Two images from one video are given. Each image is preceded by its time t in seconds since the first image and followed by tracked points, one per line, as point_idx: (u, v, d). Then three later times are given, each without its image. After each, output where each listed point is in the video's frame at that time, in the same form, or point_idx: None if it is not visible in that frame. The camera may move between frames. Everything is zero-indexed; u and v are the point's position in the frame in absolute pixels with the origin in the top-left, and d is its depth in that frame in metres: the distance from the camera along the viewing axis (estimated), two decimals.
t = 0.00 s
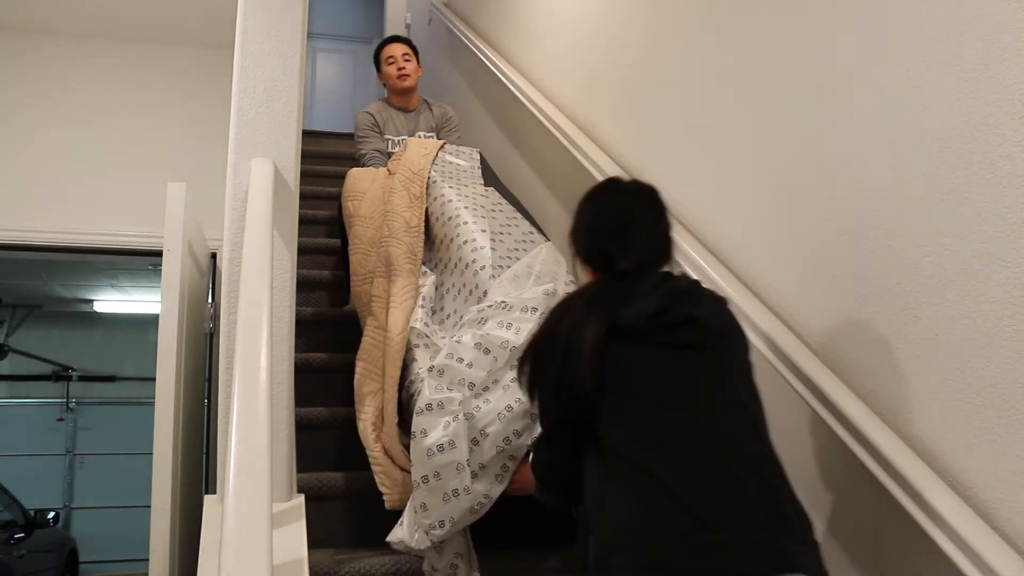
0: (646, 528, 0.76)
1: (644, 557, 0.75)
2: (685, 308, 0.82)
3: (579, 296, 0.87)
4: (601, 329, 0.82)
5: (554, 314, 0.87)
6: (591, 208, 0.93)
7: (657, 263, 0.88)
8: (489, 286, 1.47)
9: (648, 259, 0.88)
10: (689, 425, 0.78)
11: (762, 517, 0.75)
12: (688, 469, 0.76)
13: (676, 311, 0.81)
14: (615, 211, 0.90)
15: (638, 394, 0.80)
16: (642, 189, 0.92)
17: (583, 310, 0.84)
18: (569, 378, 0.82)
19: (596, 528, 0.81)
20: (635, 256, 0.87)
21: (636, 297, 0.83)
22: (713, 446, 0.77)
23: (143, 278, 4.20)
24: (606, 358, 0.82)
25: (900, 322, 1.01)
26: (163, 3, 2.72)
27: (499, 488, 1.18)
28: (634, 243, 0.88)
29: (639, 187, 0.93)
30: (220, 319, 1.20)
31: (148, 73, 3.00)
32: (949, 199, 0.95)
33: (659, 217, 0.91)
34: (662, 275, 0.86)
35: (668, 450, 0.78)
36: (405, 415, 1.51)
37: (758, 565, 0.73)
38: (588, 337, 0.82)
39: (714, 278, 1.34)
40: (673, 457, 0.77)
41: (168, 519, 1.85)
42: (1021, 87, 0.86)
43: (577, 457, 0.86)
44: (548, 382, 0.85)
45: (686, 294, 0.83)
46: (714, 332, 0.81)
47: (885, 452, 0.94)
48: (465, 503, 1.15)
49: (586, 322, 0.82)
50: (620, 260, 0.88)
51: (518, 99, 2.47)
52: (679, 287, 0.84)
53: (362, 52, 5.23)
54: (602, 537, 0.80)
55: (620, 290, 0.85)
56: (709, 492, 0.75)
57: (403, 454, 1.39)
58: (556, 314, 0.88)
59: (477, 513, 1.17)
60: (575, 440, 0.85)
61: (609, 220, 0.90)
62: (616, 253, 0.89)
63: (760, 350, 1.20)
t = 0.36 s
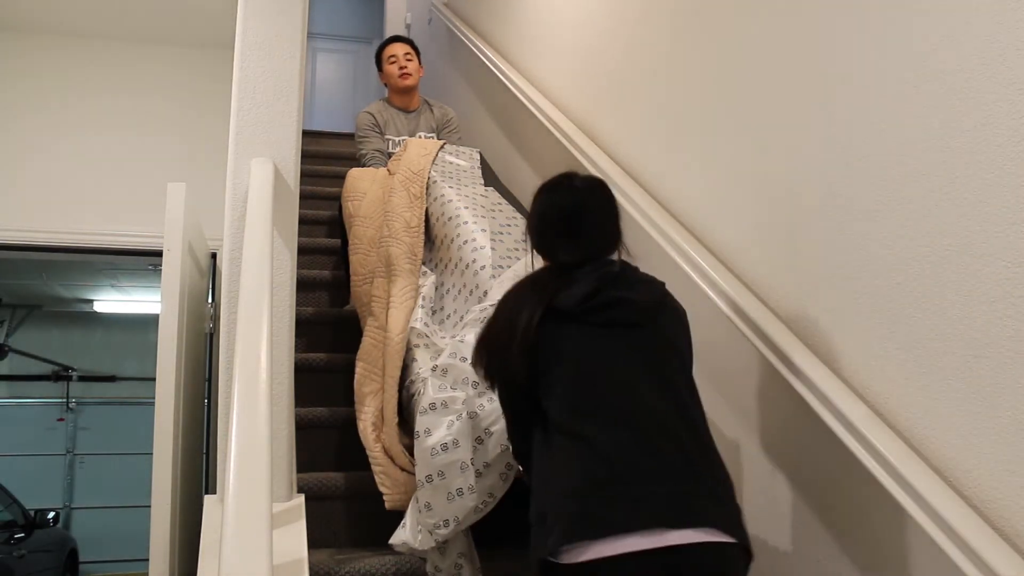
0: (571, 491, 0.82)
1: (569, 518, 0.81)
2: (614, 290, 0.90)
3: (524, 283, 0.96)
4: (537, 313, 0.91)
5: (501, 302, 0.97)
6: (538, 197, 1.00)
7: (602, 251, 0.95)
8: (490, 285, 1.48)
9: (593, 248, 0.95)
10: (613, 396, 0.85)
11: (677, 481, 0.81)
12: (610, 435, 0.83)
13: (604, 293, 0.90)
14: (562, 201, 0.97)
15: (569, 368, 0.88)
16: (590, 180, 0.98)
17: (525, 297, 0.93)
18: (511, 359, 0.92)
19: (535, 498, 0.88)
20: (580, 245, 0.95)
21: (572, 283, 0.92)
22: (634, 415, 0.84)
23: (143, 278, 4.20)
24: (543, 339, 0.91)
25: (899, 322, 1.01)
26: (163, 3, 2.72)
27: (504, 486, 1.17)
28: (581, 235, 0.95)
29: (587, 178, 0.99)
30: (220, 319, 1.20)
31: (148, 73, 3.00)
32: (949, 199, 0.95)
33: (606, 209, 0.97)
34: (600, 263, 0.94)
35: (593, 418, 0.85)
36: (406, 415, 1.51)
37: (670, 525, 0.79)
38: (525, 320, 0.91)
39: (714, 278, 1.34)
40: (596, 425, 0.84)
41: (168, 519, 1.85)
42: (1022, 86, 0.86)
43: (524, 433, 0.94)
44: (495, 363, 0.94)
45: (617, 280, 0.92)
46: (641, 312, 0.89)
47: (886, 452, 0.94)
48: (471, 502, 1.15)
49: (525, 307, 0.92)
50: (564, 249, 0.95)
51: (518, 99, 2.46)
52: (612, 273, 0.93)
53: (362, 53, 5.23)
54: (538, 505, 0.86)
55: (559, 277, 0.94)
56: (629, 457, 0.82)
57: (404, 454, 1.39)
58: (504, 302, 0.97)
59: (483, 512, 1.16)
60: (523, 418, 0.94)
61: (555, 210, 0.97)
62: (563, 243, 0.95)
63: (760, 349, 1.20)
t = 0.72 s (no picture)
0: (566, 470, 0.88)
1: (562, 496, 0.87)
2: (617, 276, 0.96)
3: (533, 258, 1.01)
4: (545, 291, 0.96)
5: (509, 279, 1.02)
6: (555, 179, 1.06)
7: (611, 235, 1.01)
8: (489, 286, 1.48)
9: (603, 231, 1.01)
10: (611, 380, 0.90)
11: (665, 465, 0.87)
12: (605, 417, 0.89)
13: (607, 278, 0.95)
14: (576, 184, 1.03)
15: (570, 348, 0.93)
16: (605, 166, 1.04)
17: (532, 274, 0.98)
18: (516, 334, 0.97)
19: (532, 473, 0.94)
20: (592, 227, 1.00)
21: (578, 265, 0.98)
22: (630, 399, 0.89)
23: (143, 278, 4.20)
24: (547, 318, 0.96)
25: (898, 322, 1.01)
26: (163, 3, 2.72)
27: (505, 485, 1.17)
28: (593, 217, 1.01)
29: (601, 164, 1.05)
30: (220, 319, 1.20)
31: (148, 73, 3.00)
32: (949, 199, 0.95)
33: (619, 194, 1.03)
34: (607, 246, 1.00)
35: (591, 399, 0.90)
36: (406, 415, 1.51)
37: (655, 508, 0.86)
38: (531, 298, 0.96)
39: (714, 278, 1.34)
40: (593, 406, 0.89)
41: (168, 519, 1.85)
42: (1022, 86, 0.86)
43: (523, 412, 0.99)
44: (499, 339, 0.99)
45: (621, 265, 0.97)
46: (642, 300, 0.94)
47: (886, 452, 0.94)
48: (472, 502, 1.15)
49: (533, 284, 0.97)
50: (575, 229, 1.01)
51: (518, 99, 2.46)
52: (616, 259, 0.98)
53: (363, 52, 5.22)
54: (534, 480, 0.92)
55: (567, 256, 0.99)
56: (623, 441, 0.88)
57: (404, 455, 1.39)
58: (511, 278, 1.02)
59: (484, 511, 1.16)
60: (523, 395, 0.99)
61: (572, 191, 1.02)
62: (575, 223, 1.01)
63: (760, 349, 1.20)
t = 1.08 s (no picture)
0: (575, 445, 0.90)
1: (571, 469, 0.89)
2: (623, 258, 0.99)
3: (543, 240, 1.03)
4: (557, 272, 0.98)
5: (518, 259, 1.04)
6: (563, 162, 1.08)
7: (617, 219, 1.04)
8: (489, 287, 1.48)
9: (610, 215, 1.03)
10: (619, 358, 0.93)
11: (669, 440, 0.91)
12: (615, 395, 0.92)
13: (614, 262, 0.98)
14: (586, 167, 1.05)
15: (580, 329, 0.96)
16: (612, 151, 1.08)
17: (543, 257, 1.00)
18: (529, 314, 0.99)
19: (537, 451, 0.96)
20: (600, 210, 1.03)
21: (586, 247, 1.00)
22: (638, 376, 0.92)
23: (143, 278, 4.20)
24: (559, 298, 0.98)
25: (898, 322, 1.01)
26: (163, 3, 2.71)
27: (505, 482, 1.18)
28: (601, 201, 1.03)
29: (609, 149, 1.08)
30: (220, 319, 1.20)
31: (148, 73, 3.00)
32: (949, 200, 0.95)
33: (624, 179, 1.06)
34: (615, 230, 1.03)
35: (601, 375, 0.93)
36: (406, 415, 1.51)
37: (661, 483, 0.89)
38: (544, 279, 0.98)
39: (714, 277, 1.34)
40: (600, 383, 0.92)
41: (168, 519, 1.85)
42: (1021, 87, 0.86)
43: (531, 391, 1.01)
44: (511, 319, 1.01)
45: (626, 248, 1.01)
46: (646, 282, 0.98)
47: (885, 452, 0.94)
48: (474, 501, 1.15)
49: (545, 264, 0.99)
50: (583, 212, 1.03)
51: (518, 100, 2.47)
52: (622, 243, 1.01)
53: (362, 53, 5.23)
54: (538, 456, 0.94)
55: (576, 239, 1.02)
56: (631, 418, 0.91)
57: (404, 455, 1.39)
58: (520, 259, 1.04)
59: (486, 509, 1.17)
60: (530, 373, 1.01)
61: (581, 174, 1.05)
62: (582, 207, 1.03)
63: (760, 349, 1.19)
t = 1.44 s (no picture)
0: (550, 464, 0.94)
1: (550, 490, 0.93)
2: (592, 283, 1.03)
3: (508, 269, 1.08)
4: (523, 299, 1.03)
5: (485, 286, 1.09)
6: (528, 195, 1.14)
7: (579, 247, 1.09)
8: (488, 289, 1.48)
9: (569, 243, 1.09)
10: (590, 380, 0.97)
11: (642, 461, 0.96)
12: (591, 416, 0.96)
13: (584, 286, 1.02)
14: (546, 198, 1.13)
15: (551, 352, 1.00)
16: (569, 181, 1.15)
17: (512, 285, 1.05)
18: (500, 339, 1.02)
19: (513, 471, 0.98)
20: (563, 241, 1.08)
21: (553, 275, 1.05)
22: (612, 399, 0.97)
23: (143, 278, 4.20)
24: (527, 325, 1.03)
25: (898, 322, 1.01)
26: (163, 3, 2.72)
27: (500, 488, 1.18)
28: (564, 232, 1.09)
29: (566, 180, 1.15)
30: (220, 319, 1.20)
31: (148, 74, 3.00)
32: (948, 199, 0.95)
33: (586, 211, 1.12)
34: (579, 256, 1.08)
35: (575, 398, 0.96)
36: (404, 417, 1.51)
37: (637, 503, 0.94)
38: (511, 307, 1.03)
39: (714, 277, 1.33)
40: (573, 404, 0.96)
41: (168, 519, 1.85)
42: (1021, 86, 0.86)
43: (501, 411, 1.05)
44: (478, 346, 1.06)
45: (595, 272, 1.05)
46: (617, 304, 1.02)
47: (885, 452, 0.94)
48: (468, 506, 1.15)
49: (511, 293, 1.04)
50: (546, 243, 1.09)
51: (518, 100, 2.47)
52: (589, 268, 1.06)
53: (363, 53, 5.23)
54: (512, 477, 0.97)
55: (542, 267, 1.06)
56: (609, 440, 0.95)
57: (402, 457, 1.39)
58: (487, 287, 1.08)
59: (481, 515, 1.17)
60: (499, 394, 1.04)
61: (540, 206, 1.12)
62: (541, 236, 1.09)
63: (760, 350, 1.19)
